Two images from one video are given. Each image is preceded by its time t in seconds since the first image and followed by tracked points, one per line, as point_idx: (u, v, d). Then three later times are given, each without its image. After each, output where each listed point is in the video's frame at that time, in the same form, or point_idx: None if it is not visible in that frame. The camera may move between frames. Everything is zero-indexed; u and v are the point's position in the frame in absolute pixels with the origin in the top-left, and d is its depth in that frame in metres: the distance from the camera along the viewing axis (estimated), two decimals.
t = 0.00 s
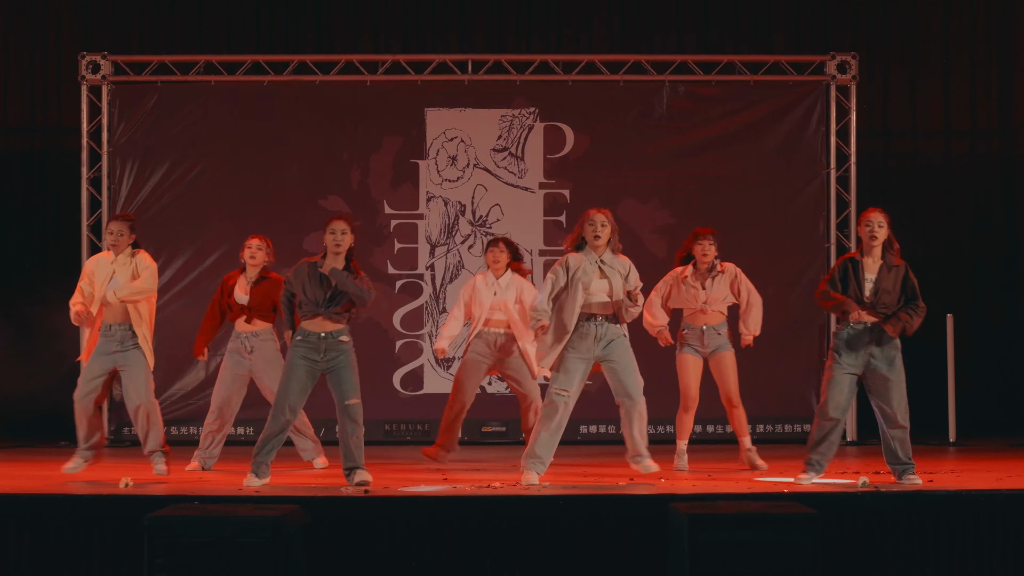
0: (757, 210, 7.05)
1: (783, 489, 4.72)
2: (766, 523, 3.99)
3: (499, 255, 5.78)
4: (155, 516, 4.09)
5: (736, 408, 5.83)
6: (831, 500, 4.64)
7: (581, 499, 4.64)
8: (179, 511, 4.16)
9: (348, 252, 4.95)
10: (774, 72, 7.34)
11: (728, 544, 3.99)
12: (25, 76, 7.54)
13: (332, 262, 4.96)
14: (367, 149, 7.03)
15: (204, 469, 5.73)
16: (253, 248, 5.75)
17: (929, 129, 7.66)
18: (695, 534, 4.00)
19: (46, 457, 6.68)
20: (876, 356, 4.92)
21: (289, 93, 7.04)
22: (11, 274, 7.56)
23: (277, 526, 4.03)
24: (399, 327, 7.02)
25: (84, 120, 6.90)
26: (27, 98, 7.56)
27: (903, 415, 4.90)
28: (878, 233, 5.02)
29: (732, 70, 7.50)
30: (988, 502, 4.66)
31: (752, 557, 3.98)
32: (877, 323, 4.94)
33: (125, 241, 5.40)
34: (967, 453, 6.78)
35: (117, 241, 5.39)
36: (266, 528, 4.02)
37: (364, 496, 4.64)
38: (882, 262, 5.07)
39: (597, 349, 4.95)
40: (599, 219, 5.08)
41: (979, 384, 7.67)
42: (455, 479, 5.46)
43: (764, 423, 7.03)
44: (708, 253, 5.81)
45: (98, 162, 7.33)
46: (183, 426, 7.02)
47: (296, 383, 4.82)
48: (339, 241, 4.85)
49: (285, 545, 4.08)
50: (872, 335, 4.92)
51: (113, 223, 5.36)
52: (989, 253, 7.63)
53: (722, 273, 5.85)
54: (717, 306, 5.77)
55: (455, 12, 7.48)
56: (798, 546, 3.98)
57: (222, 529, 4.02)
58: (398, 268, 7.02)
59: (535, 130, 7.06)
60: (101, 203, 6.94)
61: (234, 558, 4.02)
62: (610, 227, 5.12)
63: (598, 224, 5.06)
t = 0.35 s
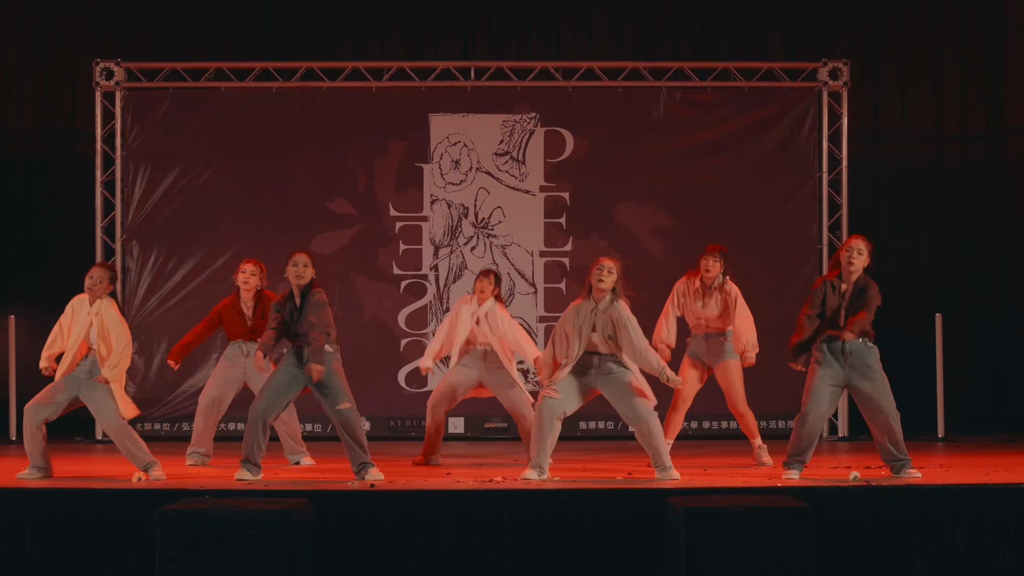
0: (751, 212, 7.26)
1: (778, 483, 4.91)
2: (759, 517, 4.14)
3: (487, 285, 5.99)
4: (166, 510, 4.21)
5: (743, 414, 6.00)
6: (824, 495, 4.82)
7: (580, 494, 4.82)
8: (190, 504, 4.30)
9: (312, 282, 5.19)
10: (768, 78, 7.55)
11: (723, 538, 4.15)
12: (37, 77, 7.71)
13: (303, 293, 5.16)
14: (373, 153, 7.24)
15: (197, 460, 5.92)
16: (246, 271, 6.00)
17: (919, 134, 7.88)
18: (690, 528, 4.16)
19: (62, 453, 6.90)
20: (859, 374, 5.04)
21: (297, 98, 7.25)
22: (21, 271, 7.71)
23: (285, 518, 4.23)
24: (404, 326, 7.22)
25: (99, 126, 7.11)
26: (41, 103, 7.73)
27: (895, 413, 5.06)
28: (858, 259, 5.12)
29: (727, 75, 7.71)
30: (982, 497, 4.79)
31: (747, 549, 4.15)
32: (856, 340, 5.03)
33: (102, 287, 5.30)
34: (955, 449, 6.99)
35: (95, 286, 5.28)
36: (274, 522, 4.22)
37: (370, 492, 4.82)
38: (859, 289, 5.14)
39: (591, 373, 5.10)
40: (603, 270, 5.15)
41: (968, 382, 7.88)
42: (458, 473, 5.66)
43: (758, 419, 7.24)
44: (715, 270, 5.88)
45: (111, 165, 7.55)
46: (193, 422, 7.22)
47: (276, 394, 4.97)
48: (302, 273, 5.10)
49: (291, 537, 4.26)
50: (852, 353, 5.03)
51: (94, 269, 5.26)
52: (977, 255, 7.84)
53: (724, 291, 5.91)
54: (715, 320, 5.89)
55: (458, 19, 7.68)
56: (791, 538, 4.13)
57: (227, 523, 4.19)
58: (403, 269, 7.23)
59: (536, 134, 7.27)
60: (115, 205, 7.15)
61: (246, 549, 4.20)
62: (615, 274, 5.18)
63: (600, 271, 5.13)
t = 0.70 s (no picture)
0: (753, 214, 7.47)
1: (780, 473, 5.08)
2: (762, 510, 4.15)
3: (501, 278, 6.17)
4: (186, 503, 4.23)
5: (748, 409, 6.09)
6: (827, 488, 4.82)
7: (589, 487, 4.87)
8: (208, 497, 4.33)
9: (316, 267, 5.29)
10: (770, 84, 7.77)
11: (726, 530, 4.15)
12: (60, 84, 7.94)
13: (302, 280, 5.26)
14: (386, 156, 7.46)
15: (219, 457, 6.13)
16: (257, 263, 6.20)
17: (916, 138, 8.09)
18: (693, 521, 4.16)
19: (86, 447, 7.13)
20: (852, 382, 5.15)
21: (313, 104, 7.47)
22: (43, 272, 7.94)
23: (301, 511, 4.20)
24: (417, 325, 7.45)
25: (120, 130, 7.33)
26: (65, 109, 7.97)
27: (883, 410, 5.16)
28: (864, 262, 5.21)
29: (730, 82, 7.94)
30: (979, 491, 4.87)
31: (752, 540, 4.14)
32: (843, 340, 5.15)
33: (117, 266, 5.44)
34: (952, 444, 7.19)
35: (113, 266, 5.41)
36: (290, 515, 4.19)
37: (377, 485, 4.86)
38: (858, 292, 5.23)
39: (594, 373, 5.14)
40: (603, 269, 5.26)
41: (964, 378, 8.10)
42: (469, 468, 5.87)
43: (761, 415, 7.45)
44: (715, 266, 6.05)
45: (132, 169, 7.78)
46: (212, 419, 7.43)
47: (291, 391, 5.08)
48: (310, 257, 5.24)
49: (309, 530, 4.26)
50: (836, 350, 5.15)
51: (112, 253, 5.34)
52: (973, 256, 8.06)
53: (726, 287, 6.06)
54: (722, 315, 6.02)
55: (469, 26, 7.91)
56: (790, 532, 4.12)
57: (247, 517, 4.19)
58: (416, 269, 7.45)
59: (545, 138, 7.49)
60: (136, 207, 7.37)
61: (261, 542, 4.20)
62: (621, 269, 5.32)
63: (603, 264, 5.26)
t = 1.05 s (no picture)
0: (751, 216, 7.69)
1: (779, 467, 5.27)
2: (759, 504, 4.32)
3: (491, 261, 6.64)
4: (201, 497, 4.36)
5: (750, 401, 6.34)
6: (824, 481, 4.94)
7: (590, 482, 5.01)
8: (220, 492, 4.45)
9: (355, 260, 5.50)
10: (767, 91, 8.01)
11: (723, 523, 4.32)
12: (77, 90, 8.18)
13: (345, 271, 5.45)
14: (394, 161, 7.68)
15: (235, 450, 6.34)
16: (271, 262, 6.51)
17: (910, 142, 8.32)
18: (694, 513, 4.34)
19: (105, 443, 7.37)
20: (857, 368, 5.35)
21: (323, 109, 7.69)
22: (63, 272, 8.18)
23: (313, 506, 4.33)
24: (424, 324, 7.67)
25: (136, 135, 7.55)
26: (83, 114, 8.19)
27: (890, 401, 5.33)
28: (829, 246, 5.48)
29: (727, 88, 8.17)
30: (972, 484, 4.96)
31: (748, 533, 4.31)
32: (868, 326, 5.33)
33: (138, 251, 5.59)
34: (945, 440, 7.39)
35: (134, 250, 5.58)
36: (303, 508, 4.32)
37: (386, 481, 5.02)
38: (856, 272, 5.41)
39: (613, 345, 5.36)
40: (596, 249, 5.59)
41: (957, 376, 8.33)
42: (477, 462, 6.08)
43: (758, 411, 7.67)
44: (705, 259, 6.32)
45: (148, 173, 8.02)
46: (226, 415, 7.67)
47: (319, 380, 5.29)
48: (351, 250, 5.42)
49: (320, 524, 4.38)
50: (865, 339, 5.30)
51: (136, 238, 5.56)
52: (964, 257, 8.30)
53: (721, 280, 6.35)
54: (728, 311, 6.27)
55: (474, 35, 8.21)
56: (787, 525, 4.32)
57: (261, 509, 4.31)
58: (423, 270, 7.67)
59: (548, 143, 7.71)
60: (152, 210, 7.60)
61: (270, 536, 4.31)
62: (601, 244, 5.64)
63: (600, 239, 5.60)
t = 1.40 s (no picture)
0: (751, 218, 7.91)
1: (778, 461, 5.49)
2: (757, 498, 4.54)
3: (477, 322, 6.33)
4: (217, 492, 4.58)
5: (747, 398, 6.55)
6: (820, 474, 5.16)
7: (595, 476, 5.22)
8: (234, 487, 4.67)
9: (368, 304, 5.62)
10: (765, 96, 8.25)
11: (721, 515, 4.55)
12: (100, 97, 8.57)
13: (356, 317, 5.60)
14: (404, 164, 7.90)
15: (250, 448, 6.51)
16: (281, 292, 6.55)
17: (904, 146, 8.56)
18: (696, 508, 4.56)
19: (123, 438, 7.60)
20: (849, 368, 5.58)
21: (335, 114, 7.92)
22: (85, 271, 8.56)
23: (325, 499, 4.54)
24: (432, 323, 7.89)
25: (153, 139, 7.77)
26: (105, 119, 8.59)
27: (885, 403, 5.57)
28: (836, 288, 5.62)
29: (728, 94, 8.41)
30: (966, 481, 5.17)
31: (746, 525, 4.53)
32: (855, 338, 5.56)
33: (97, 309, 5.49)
34: (939, 436, 7.59)
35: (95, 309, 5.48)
36: (313, 502, 4.53)
37: (399, 474, 5.23)
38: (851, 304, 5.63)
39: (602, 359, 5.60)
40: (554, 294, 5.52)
41: (951, 373, 8.54)
42: (485, 457, 6.29)
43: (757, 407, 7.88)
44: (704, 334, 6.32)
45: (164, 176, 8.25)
46: (240, 411, 7.90)
47: (342, 381, 5.58)
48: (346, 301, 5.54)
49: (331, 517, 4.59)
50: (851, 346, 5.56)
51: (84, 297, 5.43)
52: (957, 258, 8.51)
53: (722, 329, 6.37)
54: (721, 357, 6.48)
55: (481, 41, 8.55)
56: (783, 517, 4.53)
57: (275, 503, 4.54)
58: (432, 270, 7.90)
59: (553, 147, 7.93)
60: (169, 212, 7.83)
61: (286, 528, 4.53)
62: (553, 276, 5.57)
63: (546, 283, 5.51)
